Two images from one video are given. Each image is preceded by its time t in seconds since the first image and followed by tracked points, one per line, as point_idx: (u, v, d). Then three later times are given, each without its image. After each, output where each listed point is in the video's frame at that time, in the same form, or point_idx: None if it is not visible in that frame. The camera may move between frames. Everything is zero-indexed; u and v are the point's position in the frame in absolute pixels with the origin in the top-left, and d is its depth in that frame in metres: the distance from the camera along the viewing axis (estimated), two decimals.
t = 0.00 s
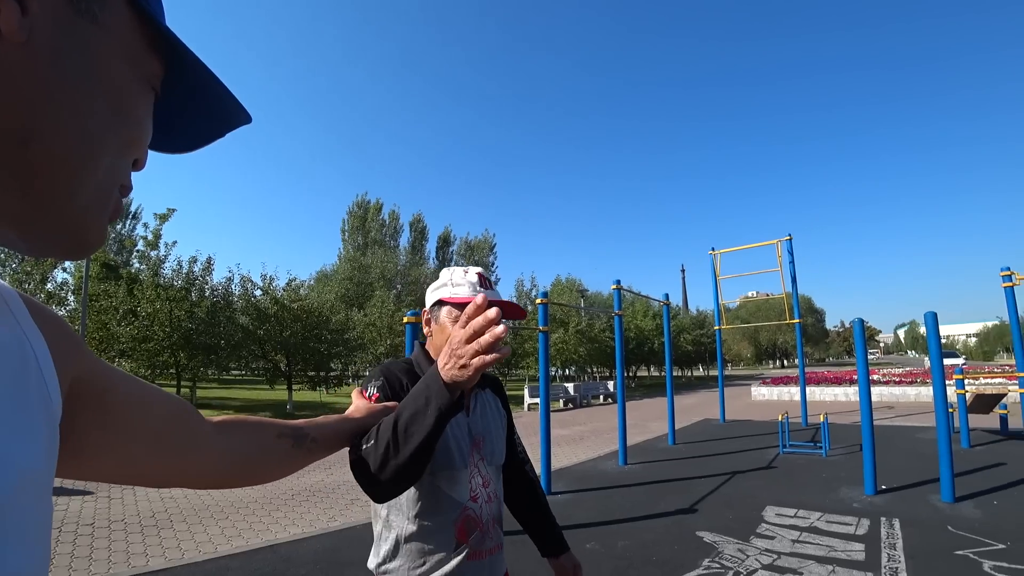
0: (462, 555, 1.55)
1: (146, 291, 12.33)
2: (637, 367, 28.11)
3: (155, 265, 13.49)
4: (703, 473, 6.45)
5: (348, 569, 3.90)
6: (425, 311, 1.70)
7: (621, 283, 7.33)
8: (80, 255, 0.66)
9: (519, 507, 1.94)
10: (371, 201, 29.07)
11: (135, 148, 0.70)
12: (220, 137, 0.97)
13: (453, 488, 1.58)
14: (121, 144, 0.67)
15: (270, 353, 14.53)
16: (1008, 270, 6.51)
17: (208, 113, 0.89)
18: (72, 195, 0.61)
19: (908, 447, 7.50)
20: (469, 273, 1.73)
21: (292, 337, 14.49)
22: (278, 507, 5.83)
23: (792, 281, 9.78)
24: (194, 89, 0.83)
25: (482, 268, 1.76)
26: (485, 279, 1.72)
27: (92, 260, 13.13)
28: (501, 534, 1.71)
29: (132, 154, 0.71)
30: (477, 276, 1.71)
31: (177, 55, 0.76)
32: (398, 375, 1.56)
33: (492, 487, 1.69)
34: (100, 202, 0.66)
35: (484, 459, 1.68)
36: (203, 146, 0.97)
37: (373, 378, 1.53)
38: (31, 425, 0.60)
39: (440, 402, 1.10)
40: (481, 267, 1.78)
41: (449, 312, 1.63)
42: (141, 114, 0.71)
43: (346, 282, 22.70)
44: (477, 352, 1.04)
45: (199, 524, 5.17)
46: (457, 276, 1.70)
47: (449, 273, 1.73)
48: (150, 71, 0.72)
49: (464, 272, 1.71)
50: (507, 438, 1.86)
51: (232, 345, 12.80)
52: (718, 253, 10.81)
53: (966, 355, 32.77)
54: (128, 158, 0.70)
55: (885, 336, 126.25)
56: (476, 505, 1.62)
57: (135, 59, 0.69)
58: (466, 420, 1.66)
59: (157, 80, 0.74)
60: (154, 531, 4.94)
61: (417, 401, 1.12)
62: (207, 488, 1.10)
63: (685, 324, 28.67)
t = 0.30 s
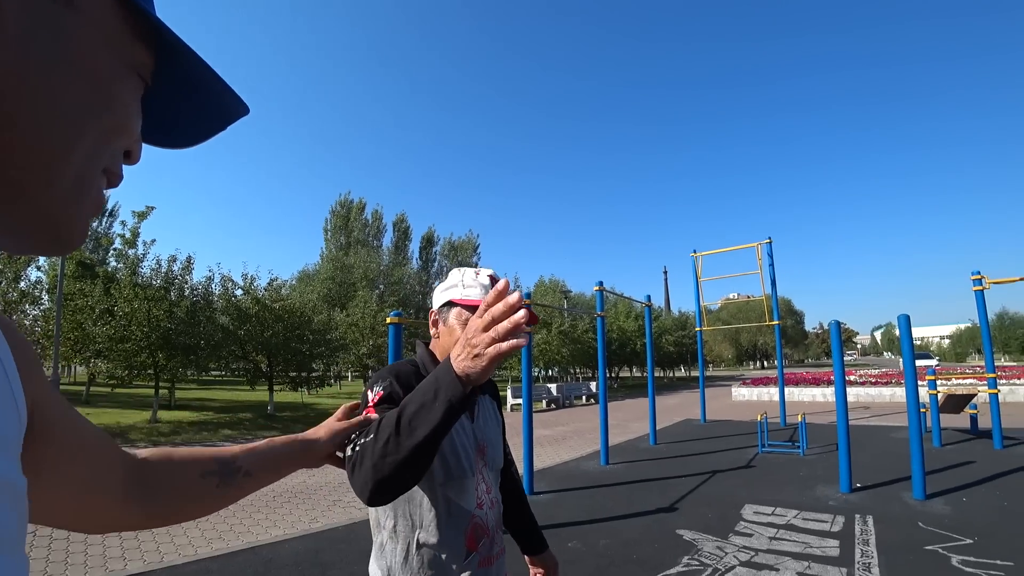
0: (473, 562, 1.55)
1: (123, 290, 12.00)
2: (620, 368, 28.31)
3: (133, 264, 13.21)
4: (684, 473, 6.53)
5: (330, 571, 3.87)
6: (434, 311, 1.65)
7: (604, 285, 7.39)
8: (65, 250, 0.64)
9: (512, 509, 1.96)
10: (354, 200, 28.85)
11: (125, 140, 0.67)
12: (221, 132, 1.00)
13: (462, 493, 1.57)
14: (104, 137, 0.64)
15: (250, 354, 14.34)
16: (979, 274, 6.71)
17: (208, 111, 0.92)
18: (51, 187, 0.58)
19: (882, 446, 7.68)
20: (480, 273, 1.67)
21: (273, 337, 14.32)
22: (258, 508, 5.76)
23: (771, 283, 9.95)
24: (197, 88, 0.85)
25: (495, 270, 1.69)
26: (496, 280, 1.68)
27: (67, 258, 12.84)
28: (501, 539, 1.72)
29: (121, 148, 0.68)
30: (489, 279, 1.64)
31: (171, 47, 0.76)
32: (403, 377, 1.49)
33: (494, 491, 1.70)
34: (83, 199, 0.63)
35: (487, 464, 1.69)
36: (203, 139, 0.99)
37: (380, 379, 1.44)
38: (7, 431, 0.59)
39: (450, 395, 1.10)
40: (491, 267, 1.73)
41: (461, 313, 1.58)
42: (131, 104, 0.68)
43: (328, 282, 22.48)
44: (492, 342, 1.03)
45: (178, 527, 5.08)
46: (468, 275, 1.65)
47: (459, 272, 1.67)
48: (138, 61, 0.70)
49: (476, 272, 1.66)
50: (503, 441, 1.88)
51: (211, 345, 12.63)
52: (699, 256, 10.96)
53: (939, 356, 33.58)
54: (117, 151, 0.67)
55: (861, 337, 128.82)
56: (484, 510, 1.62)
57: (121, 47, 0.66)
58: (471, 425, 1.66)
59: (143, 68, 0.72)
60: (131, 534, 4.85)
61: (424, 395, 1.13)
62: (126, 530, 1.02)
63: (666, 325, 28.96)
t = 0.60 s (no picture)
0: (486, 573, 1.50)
1: (97, 283, 11.66)
2: (600, 368, 28.52)
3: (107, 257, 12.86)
4: (662, 472, 6.61)
5: (308, 570, 3.84)
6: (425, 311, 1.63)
7: (585, 286, 7.44)
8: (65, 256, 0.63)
9: (519, 511, 1.94)
10: (336, 195, 28.53)
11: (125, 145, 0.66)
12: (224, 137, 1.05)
13: (470, 501, 1.52)
14: (103, 142, 0.63)
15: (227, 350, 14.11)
16: (948, 281, 6.91)
17: (205, 113, 0.95)
18: (51, 195, 0.58)
19: (854, 446, 7.87)
20: (470, 268, 1.66)
21: (251, 333, 14.11)
22: (234, 508, 5.68)
23: (749, 286, 10.12)
24: (198, 95, 0.88)
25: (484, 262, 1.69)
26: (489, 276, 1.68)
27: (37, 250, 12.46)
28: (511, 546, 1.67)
29: (122, 153, 0.67)
30: (480, 272, 1.64)
31: (175, 56, 0.77)
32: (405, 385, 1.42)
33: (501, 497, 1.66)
34: (82, 206, 0.62)
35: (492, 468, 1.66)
36: (200, 140, 1.02)
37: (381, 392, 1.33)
38: None
39: (472, 410, 0.99)
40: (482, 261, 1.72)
41: (453, 313, 1.58)
42: (134, 108, 0.68)
43: (308, 278, 22.21)
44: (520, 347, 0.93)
45: (152, 526, 4.98)
46: (459, 270, 1.64)
47: (448, 266, 1.66)
48: (141, 67, 0.70)
49: (468, 267, 1.65)
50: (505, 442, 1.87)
51: (188, 341, 12.43)
52: (679, 258, 11.10)
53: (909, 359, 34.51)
54: (117, 156, 0.66)
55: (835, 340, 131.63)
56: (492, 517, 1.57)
57: (122, 51, 0.66)
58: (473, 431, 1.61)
59: (145, 73, 0.71)
60: (105, 534, 4.75)
61: (440, 413, 1.02)
62: None
63: (646, 325, 29.26)
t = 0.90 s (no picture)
0: None
1: (70, 272, 11.31)
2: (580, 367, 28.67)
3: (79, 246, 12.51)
4: (639, 471, 6.67)
5: (285, 567, 3.80)
6: (413, 302, 1.60)
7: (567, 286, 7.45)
8: (39, 256, 0.60)
9: (523, 503, 1.91)
10: (318, 189, 28.17)
11: (104, 140, 0.64)
12: (219, 131, 1.05)
13: (468, 510, 1.45)
14: (79, 137, 0.60)
15: (204, 343, 13.85)
16: (920, 288, 7.11)
17: (195, 107, 0.94)
18: (20, 193, 0.56)
19: (827, 448, 8.05)
20: (460, 250, 1.61)
21: (229, 327, 13.87)
22: (209, 504, 5.58)
23: (729, 289, 10.27)
24: (187, 87, 0.87)
25: (476, 245, 1.64)
26: (483, 258, 1.62)
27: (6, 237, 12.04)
28: (514, 552, 1.61)
29: (102, 149, 0.65)
30: (470, 256, 1.59)
31: (161, 48, 0.76)
32: (392, 390, 1.40)
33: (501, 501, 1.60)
34: (55, 204, 0.59)
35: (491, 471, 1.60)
36: (191, 135, 1.01)
37: (365, 397, 1.34)
38: None
39: (473, 427, 0.96)
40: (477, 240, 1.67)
41: (442, 305, 1.54)
42: (115, 100, 0.66)
43: (288, 272, 21.95)
44: (526, 350, 0.92)
45: (123, 522, 4.88)
46: (450, 254, 1.60)
47: (438, 250, 1.61)
48: (125, 60, 0.69)
49: (459, 250, 1.60)
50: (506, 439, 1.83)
51: (164, 333, 12.21)
52: (660, 260, 11.21)
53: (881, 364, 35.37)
54: (96, 151, 0.64)
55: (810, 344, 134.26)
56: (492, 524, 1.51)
57: (103, 43, 0.64)
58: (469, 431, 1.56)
59: (128, 68, 0.69)
60: (74, 530, 4.62)
61: (436, 432, 0.99)
62: None
63: (627, 326, 29.51)
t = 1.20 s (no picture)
0: None
1: (50, 269, 11.07)
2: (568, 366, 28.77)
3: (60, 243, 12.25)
4: (626, 470, 6.71)
5: (272, 568, 3.77)
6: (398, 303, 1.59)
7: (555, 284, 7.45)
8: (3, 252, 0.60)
9: (522, 498, 1.93)
10: (305, 186, 27.94)
11: (79, 136, 0.63)
12: (213, 131, 1.05)
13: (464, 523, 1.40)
14: (47, 132, 0.59)
15: (188, 341, 13.66)
16: (902, 289, 7.23)
17: (185, 105, 0.95)
18: None
19: (811, 446, 8.17)
20: (445, 244, 1.58)
21: (214, 325, 13.69)
22: (193, 504, 5.51)
23: (715, 289, 10.37)
24: (174, 88, 0.88)
25: (462, 238, 1.61)
26: (471, 251, 1.59)
27: None
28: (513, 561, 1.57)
29: (77, 146, 0.64)
30: (455, 252, 1.55)
31: (147, 45, 0.76)
32: (377, 401, 1.37)
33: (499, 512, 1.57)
34: (20, 199, 0.59)
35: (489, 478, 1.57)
36: (180, 133, 1.02)
37: (347, 412, 1.30)
38: None
39: (470, 458, 0.89)
40: (465, 232, 1.63)
41: (426, 307, 1.51)
42: (91, 95, 0.65)
43: (274, 270, 21.74)
44: (531, 370, 0.85)
45: (105, 524, 4.79)
46: (435, 250, 1.57)
47: (424, 245, 1.59)
48: (110, 59, 0.68)
49: (445, 245, 1.57)
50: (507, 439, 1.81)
51: (147, 331, 12.03)
52: (648, 260, 11.29)
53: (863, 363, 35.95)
54: (71, 148, 0.63)
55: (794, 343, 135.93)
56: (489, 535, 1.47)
57: (79, 34, 0.62)
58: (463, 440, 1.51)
59: (107, 62, 0.68)
60: (54, 532, 4.54)
61: (428, 465, 0.92)
62: None
63: (614, 326, 29.65)
